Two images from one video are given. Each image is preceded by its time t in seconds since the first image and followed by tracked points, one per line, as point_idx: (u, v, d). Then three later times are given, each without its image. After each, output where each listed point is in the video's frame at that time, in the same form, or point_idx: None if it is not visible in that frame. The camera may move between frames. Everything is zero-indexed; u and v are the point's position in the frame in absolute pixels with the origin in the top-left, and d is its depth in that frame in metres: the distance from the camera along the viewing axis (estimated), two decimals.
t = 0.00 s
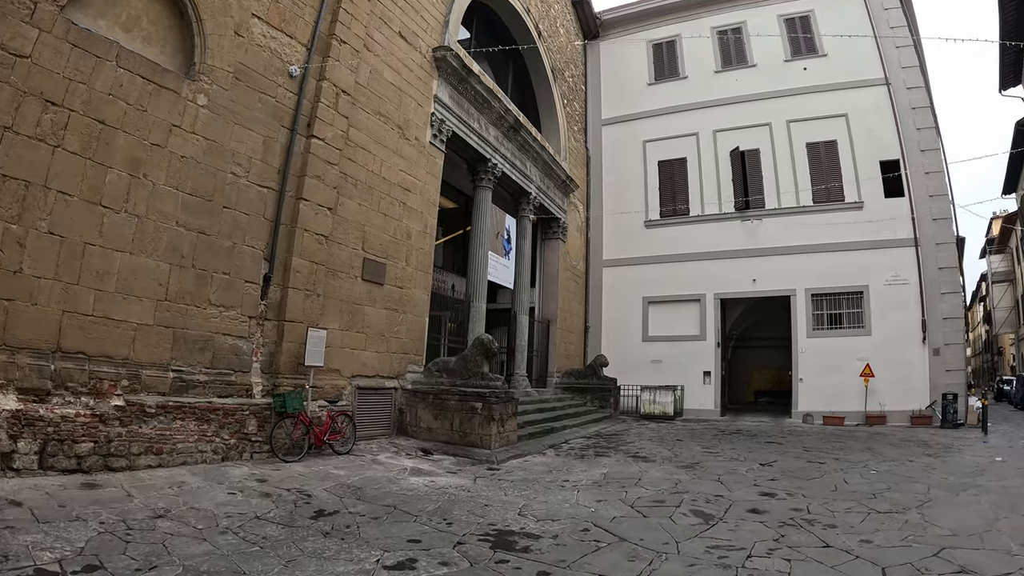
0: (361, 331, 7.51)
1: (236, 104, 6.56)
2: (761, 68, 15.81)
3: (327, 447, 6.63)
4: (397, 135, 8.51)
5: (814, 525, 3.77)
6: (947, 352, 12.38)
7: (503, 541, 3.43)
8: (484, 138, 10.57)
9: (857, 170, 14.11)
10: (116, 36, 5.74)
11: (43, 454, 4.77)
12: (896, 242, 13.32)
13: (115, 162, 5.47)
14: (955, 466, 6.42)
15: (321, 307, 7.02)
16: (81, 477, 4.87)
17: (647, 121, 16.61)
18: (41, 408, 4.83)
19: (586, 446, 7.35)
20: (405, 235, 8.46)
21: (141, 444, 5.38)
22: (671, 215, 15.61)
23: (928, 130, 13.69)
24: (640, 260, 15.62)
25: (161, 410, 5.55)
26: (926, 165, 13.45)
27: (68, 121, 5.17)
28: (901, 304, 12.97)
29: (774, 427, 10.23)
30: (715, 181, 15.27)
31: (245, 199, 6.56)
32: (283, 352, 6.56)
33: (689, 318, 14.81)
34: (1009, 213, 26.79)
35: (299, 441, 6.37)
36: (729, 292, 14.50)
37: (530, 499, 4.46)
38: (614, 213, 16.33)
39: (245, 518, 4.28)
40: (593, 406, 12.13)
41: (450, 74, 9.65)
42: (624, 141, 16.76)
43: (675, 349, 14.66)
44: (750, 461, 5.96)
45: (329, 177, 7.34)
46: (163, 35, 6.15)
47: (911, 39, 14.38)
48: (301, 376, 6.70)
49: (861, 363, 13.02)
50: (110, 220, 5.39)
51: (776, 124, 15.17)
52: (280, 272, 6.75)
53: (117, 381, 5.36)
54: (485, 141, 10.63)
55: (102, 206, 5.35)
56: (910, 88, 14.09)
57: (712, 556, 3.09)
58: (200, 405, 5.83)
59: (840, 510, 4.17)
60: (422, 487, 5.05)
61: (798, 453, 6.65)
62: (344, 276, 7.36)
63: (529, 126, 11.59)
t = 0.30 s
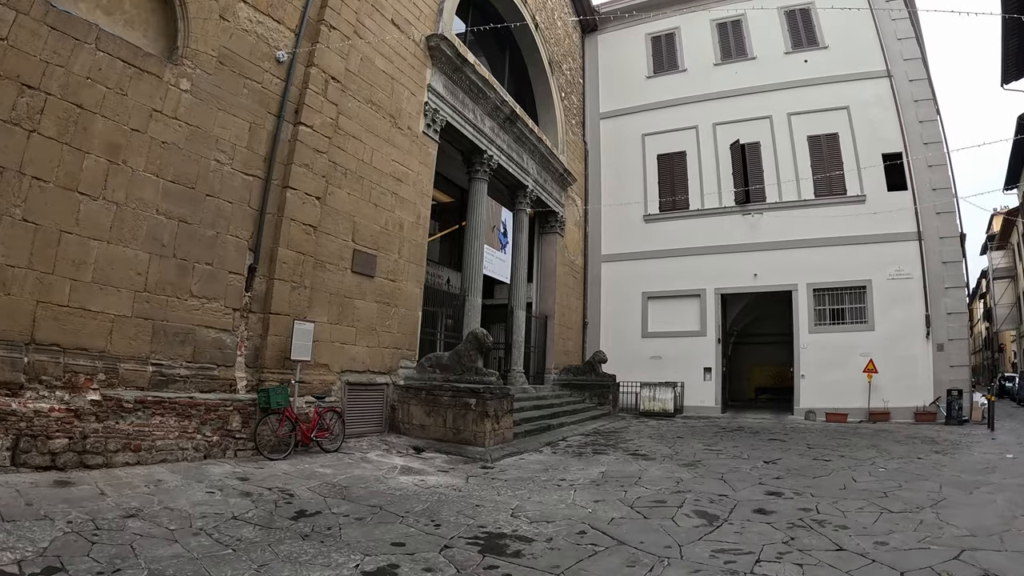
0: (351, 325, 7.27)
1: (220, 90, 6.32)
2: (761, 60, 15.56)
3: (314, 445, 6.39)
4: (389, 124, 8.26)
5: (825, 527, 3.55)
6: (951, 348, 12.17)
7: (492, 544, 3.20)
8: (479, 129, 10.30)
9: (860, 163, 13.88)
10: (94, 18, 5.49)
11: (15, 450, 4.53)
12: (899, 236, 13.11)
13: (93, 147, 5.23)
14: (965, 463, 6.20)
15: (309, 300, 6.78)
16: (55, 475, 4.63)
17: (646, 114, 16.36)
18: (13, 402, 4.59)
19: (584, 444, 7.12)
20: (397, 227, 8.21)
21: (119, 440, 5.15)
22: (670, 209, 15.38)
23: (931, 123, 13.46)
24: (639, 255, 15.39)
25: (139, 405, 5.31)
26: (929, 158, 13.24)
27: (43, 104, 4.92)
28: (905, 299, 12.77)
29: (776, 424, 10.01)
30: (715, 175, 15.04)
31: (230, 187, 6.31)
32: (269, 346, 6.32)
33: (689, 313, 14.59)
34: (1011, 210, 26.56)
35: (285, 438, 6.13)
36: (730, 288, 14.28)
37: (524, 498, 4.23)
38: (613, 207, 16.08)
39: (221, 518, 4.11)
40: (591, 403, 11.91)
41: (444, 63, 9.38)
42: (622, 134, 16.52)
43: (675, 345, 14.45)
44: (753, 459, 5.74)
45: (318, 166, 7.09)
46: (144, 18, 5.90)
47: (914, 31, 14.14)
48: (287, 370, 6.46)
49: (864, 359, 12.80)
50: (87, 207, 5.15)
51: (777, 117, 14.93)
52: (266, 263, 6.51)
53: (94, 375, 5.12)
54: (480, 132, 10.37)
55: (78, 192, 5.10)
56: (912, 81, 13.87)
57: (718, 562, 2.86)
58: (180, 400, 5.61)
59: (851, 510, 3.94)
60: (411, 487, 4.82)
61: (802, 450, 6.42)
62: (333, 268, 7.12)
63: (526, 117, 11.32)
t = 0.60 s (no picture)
0: (335, 319, 7.01)
1: (198, 73, 6.02)
2: (758, 51, 15.29)
3: (296, 443, 6.13)
4: (376, 111, 7.96)
5: (832, 531, 3.32)
6: (951, 342, 12.00)
7: (475, 553, 2.96)
8: (471, 118, 10.00)
9: (859, 154, 13.66)
10: None
11: None
12: (898, 229, 12.90)
13: (62, 132, 4.95)
14: (971, 461, 5.99)
15: (290, 292, 6.51)
16: (20, 476, 4.37)
17: (642, 105, 16.07)
18: None
19: (577, 441, 6.89)
20: (384, 217, 7.94)
21: (89, 439, 4.88)
22: (666, 202, 15.13)
23: (930, 114, 13.24)
24: (635, 248, 15.13)
25: (110, 402, 5.04)
26: (929, 149, 13.02)
27: (7, 87, 4.65)
28: (904, 293, 12.58)
29: (774, 419, 9.81)
30: (712, 167, 14.79)
31: (207, 175, 6.03)
32: (247, 341, 6.05)
33: (686, 307, 14.37)
34: (1008, 204, 26.43)
35: (264, 436, 5.86)
36: (727, 281, 14.06)
37: (511, 500, 3.99)
38: (608, 200, 15.82)
39: (189, 522, 3.87)
40: (586, 398, 11.69)
41: (434, 49, 9.06)
42: (617, 126, 16.25)
43: (671, 340, 14.24)
44: (752, 456, 5.51)
45: (300, 153, 6.81)
46: None
47: (913, 21, 13.90)
48: (267, 366, 6.20)
49: (863, 353, 12.62)
50: (55, 195, 4.88)
51: (775, 108, 14.67)
52: (245, 254, 6.23)
53: (62, 371, 4.85)
54: (472, 121, 10.07)
55: (45, 180, 4.83)
56: (912, 72, 13.63)
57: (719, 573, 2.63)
58: (154, 397, 5.35)
59: (858, 513, 3.72)
60: (394, 488, 4.57)
61: (803, 447, 6.20)
62: (316, 259, 6.85)
63: (518, 107, 11.02)
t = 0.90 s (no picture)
0: (323, 315, 6.78)
1: (178, 60, 5.77)
2: (757, 43, 15.06)
3: (281, 444, 5.89)
4: (365, 101, 7.71)
5: (843, 538, 3.11)
6: (954, 338, 11.83)
7: (462, 564, 2.74)
8: (464, 109, 9.74)
9: (859, 148, 13.47)
10: None
11: None
12: (899, 223, 12.71)
13: (34, 120, 4.72)
14: (979, 460, 5.81)
15: (274, 287, 6.27)
16: None
17: (639, 99, 15.84)
18: None
19: (573, 440, 6.69)
20: (373, 210, 7.70)
21: (63, 441, 4.66)
22: (664, 196, 14.92)
23: (931, 107, 13.04)
24: (633, 243, 14.92)
25: (84, 402, 4.80)
26: (930, 143, 12.83)
27: None
28: (906, 288, 12.40)
29: (774, 417, 9.62)
30: (710, 162, 14.57)
31: (188, 166, 5.80)
32: (229, 338, 5.81)
33: (684, 303, 14.18)
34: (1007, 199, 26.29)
35: (247, 437, 5.57)
36: (726, 277, 13.85)
37: (503, 504, 3.78)
38: (605, 195, 15.60)
39: (160, 529, 3.66)
40: (583, 396, 11.48)
41: (426, 38, 8.79)
42: (614, 120, 16.01)
43: (669, 336, 14.05)
44: (754, 456, 5.32)
45: (285, 143, 6.56)
46: None
47: (913, 14, 13.69)
48: (251, 364, 5.97)
49: (864, 350, 12.44)
50: (26, 186, 4.64)
51: (774, 101, 14.45)
52: (227, 247, 5.99)
53: (35, 370, 4.61)
54: (465, 112, 9.82)
55: (16, 170, 4.59)
56: (913, 64, 13.43)
57: None
58: (131, 396, 5.12)
59: (869, 517, 3.52)
60: (380, 491, 4.36)
61: (806, 446, 6.02)
62: (301, 253, 6.61)
63: (513, 99, 10.76)
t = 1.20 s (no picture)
0: (311, 311, 6.55)
1: (159, 46, 5.53)
2: (757, 35, 14.79)
3: (266, 446, 5.66)
4: (355, 90, 7.45)
5: (860, 549, 2.89)
6: (960, 334, 11.62)
7: None
8: (459, 100, 9.47)
9: (862, 141, 13.24)
10: None
11: None
12: (904, 217, 12.48)
13: (5, 108, 4.49)
14: (993, 460, 5.60)
15: (259, 282, 6.02)
16: None
17: (638, 91, 15.57)
18: None
19: (572, 440, 6.47)
20: (364, 202, 7.46)
21: (35, 443, 4.43)
22: (664, 189, 14.66)
23: (935, 99, 12.80)
24: (632, 238, 14.69)
25: (57, 402, 4.57)
26: (934, 135, 12.59)
27: None
28: (910, 283, 12.18)
29: (778, 415, 9.41)
30: (711, 155, 14.31)
31: (168, 156, 5.55)
32: (211, 335, 5.57)
33: (685, 299, 13.95)
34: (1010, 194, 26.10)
35: (231, 439, 5.34)
36: (727, 272, 13.62)
37: (495, 511, 3.56)
38: (604, 188, 15.36)
39: (129, 539, 3.46)
40: (582, 394, 11.27)
41: (419, 26, 8.50)
42: (613, 113, 15.75)
43: (670, 333, 13.82)
44: (760, 457, 5.10)
45: (271, 132, 6.30)
46: None
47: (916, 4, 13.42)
48: (235, 362, 5.74)
49: (869, 346, 12.23)
50: None
51: (776, 93, 14.19)
52: (210, 240, 5.75)
53: (5, 369, 4.38)
54: (460, 103, 9.55)
55: None
56: (916, 55, 13.17)
57: None
58: (108, 396, 4.89)
59: (885, 525, 3.30)
60: (366, 496, 4.13)
61: (812, 445, 5.80)
62: (288, 247, 6.37)
63: (509, 90, 10.49)
